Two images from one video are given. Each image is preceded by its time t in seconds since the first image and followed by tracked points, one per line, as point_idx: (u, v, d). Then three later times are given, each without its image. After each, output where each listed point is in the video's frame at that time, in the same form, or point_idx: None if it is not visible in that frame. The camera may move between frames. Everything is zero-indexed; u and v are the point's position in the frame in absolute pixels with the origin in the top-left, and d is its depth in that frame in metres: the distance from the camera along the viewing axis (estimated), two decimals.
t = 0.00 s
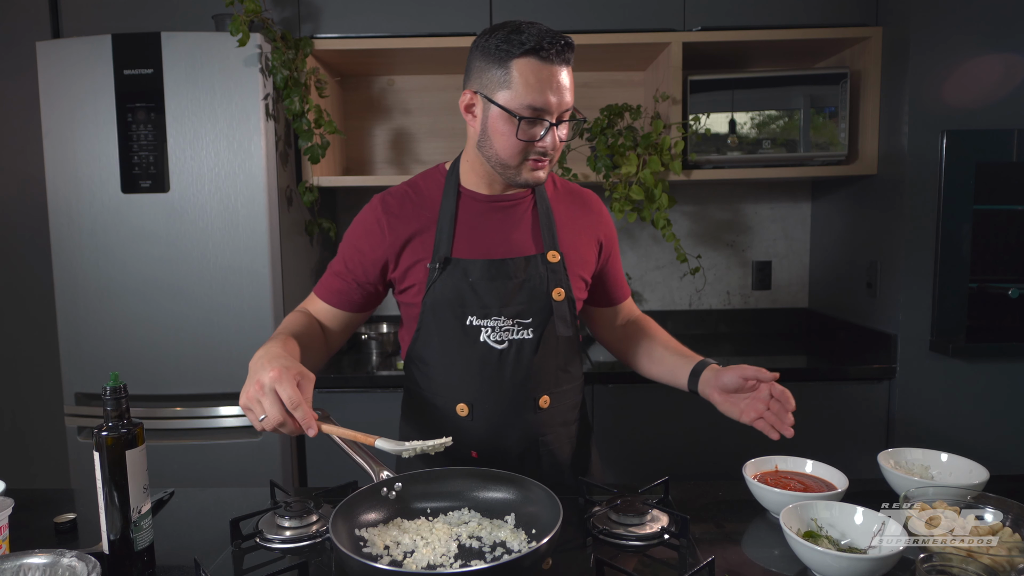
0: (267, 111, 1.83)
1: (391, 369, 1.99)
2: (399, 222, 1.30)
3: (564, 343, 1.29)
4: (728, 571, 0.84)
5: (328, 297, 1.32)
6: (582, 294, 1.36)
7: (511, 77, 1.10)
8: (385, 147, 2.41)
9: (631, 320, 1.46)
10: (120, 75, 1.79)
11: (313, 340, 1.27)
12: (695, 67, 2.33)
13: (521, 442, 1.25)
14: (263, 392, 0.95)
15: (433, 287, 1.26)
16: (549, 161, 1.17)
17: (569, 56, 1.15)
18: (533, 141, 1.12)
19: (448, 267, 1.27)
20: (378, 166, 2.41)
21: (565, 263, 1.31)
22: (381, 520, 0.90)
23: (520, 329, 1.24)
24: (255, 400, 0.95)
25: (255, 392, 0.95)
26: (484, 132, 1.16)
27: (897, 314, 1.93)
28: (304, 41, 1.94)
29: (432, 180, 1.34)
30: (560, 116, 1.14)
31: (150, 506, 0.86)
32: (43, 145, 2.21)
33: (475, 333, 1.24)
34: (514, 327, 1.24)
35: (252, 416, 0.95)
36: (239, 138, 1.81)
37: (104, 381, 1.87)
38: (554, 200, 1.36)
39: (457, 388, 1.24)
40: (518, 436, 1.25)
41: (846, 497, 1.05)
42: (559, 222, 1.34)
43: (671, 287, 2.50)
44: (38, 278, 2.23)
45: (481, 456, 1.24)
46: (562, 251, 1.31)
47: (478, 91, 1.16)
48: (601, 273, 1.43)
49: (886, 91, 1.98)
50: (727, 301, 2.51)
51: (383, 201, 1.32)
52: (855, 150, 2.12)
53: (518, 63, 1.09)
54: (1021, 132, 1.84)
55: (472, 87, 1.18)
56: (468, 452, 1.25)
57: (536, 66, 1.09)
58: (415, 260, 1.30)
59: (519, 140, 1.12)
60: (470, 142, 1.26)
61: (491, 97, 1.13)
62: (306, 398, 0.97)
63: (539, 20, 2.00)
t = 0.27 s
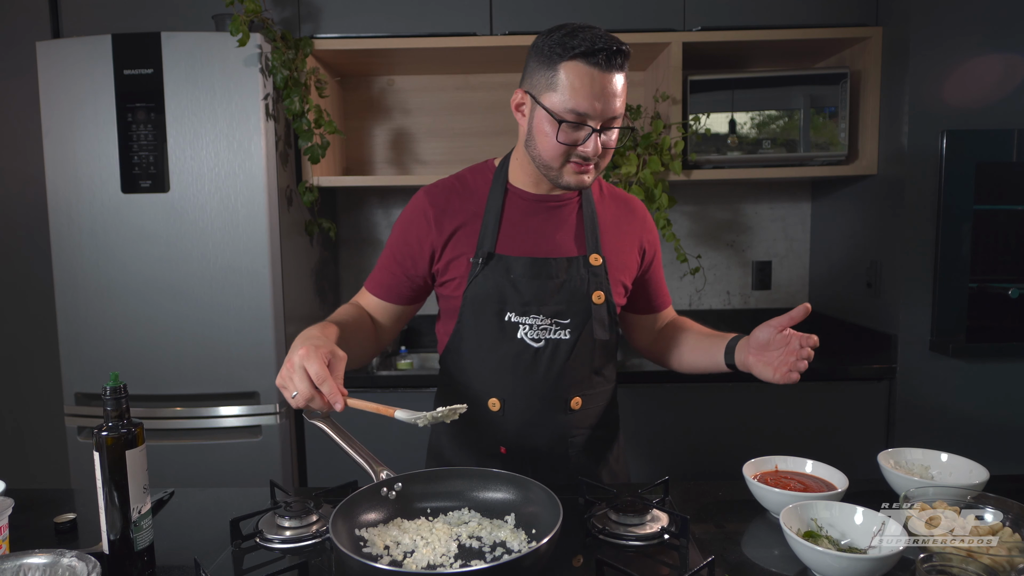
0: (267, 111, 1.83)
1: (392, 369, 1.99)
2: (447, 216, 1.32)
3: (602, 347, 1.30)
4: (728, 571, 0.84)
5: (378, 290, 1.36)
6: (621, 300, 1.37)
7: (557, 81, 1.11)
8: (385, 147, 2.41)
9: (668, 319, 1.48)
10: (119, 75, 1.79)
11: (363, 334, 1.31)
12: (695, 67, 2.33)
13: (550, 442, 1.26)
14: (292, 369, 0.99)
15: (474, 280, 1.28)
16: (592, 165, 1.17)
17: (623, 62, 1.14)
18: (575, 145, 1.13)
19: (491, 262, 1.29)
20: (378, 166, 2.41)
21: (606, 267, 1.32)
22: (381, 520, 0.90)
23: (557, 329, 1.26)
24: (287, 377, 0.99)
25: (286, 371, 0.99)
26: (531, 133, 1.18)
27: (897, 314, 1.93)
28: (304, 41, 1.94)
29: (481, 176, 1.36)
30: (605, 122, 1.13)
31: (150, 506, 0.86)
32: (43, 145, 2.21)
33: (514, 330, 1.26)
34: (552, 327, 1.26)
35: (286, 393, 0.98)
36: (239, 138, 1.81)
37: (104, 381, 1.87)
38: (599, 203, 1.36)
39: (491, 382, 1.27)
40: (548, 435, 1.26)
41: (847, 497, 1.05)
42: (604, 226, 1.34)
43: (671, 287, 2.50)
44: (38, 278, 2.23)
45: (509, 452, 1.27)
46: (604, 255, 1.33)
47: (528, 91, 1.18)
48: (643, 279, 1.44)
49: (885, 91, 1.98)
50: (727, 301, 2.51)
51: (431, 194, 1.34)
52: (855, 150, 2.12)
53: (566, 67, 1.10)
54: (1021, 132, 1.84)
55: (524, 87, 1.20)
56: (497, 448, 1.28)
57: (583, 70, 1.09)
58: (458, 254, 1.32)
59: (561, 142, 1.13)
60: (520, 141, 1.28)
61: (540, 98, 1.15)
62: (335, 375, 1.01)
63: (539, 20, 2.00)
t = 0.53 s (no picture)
0: (267, 111, 1.83)
1: (392, 369, 1.99)
2: (478, 214, 1.32)
3: (628, 349, 1.29)
4: (728, 572, 0.83)
5: (411, 290, 1.35)
6: (650, 302, 1.36)
7: (552, 75, 1.12)
8: (385, 147, 2.41)
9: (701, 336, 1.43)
10: (120, 75, 1.79)
11: (398, 334, 1.30)
12: (696, 67, 2.33)
13: (573, 441, 1.27)
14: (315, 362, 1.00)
15: (503, 277, 1.28)
16: (584, 163, 1.16)
17: (626, 61, 1.09)
18: (561, 140, 1.13)
19: (521, 260, 1.29)
20: (379, 166, 2.41)
21: (636, 269, 1.31)
22: (381, 519, 0.90)
23: (584, 328, 1.26)
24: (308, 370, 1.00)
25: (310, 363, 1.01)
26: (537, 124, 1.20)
27: (897, 314, 1.93)
28: (304, 41, 1.94)
29: (512, 175, 1.36)
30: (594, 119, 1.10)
31: (150, 506, 0.86)
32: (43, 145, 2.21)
33: (541, 327, 1.26)
34: (579, 326, 1.25)
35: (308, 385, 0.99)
36: (239, 138, 1.81)
37: (104, 381, 1.87)
38: (631, 204, 1.35)
39: (517, 378, 1.27)
40: (572, 433, 1.27)
41: (847, 497, 1.05)
42: (634, 227, 1.33)
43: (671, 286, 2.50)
44: (38, 278, 2.23)
45: (532, 450, 1.28)
46: (634, 256, 1.31)
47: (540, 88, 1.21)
48: (673, 281, 1.42)
49: (886, 91, 1.98)
50: (727, 300, 2.51)
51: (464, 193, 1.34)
52: (855, 149, 2.12)
53: (560, 63, 1.10)
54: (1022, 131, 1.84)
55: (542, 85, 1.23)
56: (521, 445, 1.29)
57: (569, 65, 1.08)
58: (488, 253, 1.32)
59: (552, 136, 1.14)
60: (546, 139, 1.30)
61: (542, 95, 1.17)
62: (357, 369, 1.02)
63: (538, 20, 2.00)
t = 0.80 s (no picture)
0: (267, 111, 1.83)
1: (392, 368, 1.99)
2: (491, 216, 1.34)
3: (640, 352, 1.28)
4: (728, 571, 0.83)
5: (427, 292, 1.37)
6: (662, 304, 1.35)
7: (547, 78, 1.12)
8: (385, 147, 2.41)
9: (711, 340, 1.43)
10: (119, 75, 1.79)
11: (417, 336, 1.32)
12: (695, 67, 2.33)
13: (582, 443, 1.26)
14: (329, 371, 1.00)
15: (515, 277, 1.29)
16: (585, 163, 1.15)
17: (619, 56, 1.09)
18: (560, 142, 1.13)
19: (532, 260, 1.29)
20: (378, 166, 2.41)
21: (648, 270, 1.30)
22: (380, 520, 0.90)
23: (595, 330, 1.25)
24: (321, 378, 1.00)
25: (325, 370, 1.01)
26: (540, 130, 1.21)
27: (897, 314, 1.93)
28: (304, 41, 1.94)
29: (526, 177, 1.37)
30: (591, 117, 1.10)
31: (150, 506, 0.86)
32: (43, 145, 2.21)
33: (552, 328, 1.26)
34: (589, 327, 1.25)
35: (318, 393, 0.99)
36: (239, 138, 1.81)
37: (104, 381, 1.87)
38: (644, 204, 1.34)
39: (527, 378, 1.27)
40: (581, 435, 1.26)
41: (847, 497, 1.05)
42: (647, 228, 1.32)
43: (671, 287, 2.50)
44: (38, 278, 2.23)
45: (540, 450, 1.27)
46: (646, 258, 1.31)
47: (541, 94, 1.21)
48: (688, 282, 1.42)
49: (886, 91, 1.98)
50: (727, 300, 2.51)
51: (478, 195, 1.35)
52: (855, 149, 2.12)
53: (554, 65, 1.11)
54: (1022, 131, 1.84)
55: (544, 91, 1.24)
56: (529, 445, 1.28)
57: (562, 66, 1.09)
58: (500, 254, 1.33)
59: (551, 138, 1.14)
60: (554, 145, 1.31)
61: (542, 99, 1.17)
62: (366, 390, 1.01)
63: (538, 20, 2.00)
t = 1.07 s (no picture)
0: (267, 111, 1.83)
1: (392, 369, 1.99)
2: (491, 216, 1.34)
3: (640, 352, 1.28)
4: (728, 571, 0.83)
5: (424, 288, 1.37)
6: (664, 303, 1.35)
7: (541, 78, 1.12)
8: (385, 147, 2.41)
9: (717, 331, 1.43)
10: (120, 75, 1.79)
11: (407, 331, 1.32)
12: (695, 67, 2.33)
13: (583, 442, 1.27)
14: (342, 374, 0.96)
15: (514, 277, 1.29)
16: (583, 162, 1.14)
17: (612, 53, 1.09)
18: (557, 142, 1.13)
19: (531, 259, 1.29)
20: (378, 166, 2.41)
21: (649, 270, 1.30)
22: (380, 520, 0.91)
23: (594, 329, 1.25)
24: (330, 376, 0.97)
25: (336, 371, 0.97)
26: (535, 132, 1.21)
27: (897, 314, 1.93)
28: (304, 41, 1.94)
29: (527, 177, 1.37)
30: (588, 116, 1.10)
31: (150, 506, 0.86)
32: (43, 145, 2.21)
33: (551, 327, 1.26)
34: (589, 327, 1.25)
35: (324, 390, 0.97)
36: (239, 138, 1.81)
37: (104, 381, 1.87)
38: (644, 203, 1.34)
39: (527, 379, 1.28)
40: (582, 435, 1.26)
41: (847, 497, 1.05)
42: (647, 227, 1.32)
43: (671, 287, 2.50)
44: (38, 278, 2.23)
45: (540, 449, 1.28)
46: (646, 257, 1.30)
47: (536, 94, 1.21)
48: (690, 281, 1.41)
49: (886, 91, 1.98)
50: (727, 300, 2.51)
51: (479, 194, 1.35)
52: (855, 149, 2.12)
53: (547, 65, 1.11)
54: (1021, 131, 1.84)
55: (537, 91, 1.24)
56: (530, 444, 1.29)
57: (556, 66, 1.09)
58: (500, 253, 1.33)
59: (548, 139, 1.14)
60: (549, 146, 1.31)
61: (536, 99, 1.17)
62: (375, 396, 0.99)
63: (538, 20, 2.00)
